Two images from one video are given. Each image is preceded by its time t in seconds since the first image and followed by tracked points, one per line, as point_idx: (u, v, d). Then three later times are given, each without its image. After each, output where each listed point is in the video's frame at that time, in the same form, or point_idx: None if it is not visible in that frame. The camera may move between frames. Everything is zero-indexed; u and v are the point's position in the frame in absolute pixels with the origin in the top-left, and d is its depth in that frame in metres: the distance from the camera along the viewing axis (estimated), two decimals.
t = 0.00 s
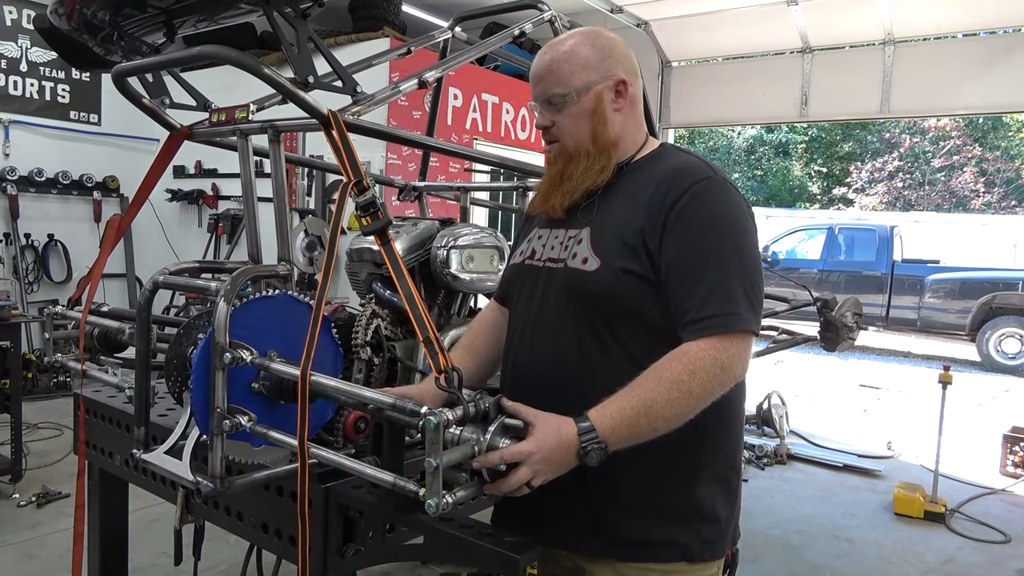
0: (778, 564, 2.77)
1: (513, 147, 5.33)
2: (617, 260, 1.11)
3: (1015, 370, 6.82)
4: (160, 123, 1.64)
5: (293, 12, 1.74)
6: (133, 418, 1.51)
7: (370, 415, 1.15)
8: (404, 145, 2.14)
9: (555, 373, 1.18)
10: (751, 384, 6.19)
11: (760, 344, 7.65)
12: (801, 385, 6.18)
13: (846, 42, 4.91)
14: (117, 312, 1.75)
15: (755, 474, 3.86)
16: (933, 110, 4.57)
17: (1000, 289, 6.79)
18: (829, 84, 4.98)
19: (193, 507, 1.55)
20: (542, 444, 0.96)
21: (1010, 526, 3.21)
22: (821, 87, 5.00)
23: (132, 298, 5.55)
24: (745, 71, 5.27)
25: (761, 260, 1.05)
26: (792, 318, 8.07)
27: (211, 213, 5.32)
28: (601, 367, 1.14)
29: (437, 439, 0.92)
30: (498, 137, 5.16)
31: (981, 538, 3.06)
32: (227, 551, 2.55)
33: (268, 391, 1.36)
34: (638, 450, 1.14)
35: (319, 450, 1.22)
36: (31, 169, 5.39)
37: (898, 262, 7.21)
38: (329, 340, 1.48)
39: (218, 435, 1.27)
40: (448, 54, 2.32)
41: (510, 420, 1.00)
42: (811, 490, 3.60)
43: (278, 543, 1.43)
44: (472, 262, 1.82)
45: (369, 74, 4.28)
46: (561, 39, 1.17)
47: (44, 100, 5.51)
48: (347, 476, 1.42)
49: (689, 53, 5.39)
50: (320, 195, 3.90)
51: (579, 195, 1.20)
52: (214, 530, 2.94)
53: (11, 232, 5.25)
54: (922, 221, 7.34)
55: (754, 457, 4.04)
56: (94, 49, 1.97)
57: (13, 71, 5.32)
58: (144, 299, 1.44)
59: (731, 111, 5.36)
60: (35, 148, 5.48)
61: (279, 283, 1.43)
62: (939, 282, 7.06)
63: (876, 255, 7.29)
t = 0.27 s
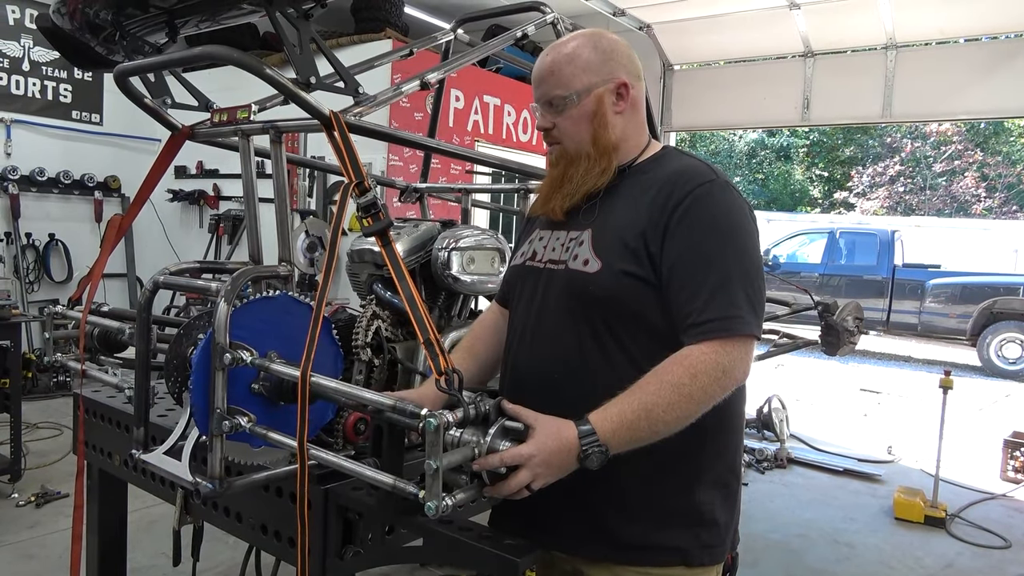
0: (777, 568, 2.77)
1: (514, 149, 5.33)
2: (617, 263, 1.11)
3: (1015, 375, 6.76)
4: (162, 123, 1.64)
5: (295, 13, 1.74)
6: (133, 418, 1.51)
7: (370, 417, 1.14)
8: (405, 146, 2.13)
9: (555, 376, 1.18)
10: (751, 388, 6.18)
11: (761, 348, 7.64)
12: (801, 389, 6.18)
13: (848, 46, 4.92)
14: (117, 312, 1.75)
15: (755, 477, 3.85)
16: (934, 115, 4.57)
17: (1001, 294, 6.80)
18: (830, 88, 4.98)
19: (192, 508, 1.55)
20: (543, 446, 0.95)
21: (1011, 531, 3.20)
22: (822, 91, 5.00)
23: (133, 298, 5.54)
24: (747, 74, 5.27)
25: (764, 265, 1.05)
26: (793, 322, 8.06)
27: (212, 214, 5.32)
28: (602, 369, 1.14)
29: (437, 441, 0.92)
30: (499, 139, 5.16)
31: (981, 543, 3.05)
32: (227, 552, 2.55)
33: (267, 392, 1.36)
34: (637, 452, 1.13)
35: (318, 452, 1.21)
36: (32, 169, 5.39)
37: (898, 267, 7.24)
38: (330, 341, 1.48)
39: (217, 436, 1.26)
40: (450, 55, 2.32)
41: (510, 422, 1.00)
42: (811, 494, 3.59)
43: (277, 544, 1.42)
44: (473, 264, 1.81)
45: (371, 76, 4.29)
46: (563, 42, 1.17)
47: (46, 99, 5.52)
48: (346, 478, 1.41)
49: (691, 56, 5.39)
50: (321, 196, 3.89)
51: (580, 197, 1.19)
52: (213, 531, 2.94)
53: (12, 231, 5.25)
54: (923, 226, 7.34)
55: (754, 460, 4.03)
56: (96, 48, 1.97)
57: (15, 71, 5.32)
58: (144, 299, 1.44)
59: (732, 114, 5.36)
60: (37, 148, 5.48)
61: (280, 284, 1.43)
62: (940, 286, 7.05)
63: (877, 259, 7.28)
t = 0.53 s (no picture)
0: (777, 571, 2.76)
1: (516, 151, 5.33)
2: (619, 265, 1.11)
3: (1016, 379, 6.78)
4: (164, 124, 1.64)
5: (298, 14, 1.74)
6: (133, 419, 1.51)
7: (370, 419, 1.15)
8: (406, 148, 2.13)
9: (555, 378, 1.18)
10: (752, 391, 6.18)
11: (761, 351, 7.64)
12: (801, 392, 6.17)
13: (849, 49, 4.93)
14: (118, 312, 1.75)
15: (755, 481, 3.85)
16: (935, 119, 4.58)
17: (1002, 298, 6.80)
18: (832, 91, 4.98)
19: (191, 508, 1.55)
20: (543, 449, 0.95)
21: (1011, 536, 3.20)
22: (824, 95, 5.01)
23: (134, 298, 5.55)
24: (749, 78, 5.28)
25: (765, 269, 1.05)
26: (794, 325, 8.06)
27: (213, 214, 5.32)
28: (602, 372, 1.14)
29: (437, 443, 0.93)
30: (501, 140, 5.16)
31: (982, 548, 3.05)
32: (226, 553, 2.55)
33: (268, 393, 1.36)
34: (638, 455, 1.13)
35: (318, 454, 1.21)
36: (34, 169, 5.40)
37: (899, 270, 7.22)
38: (330, 342, 1.48)
39: (217, 437, 1.26)
40: (452, 57, 2.32)
41: (510, 424, 1.00)
42: (811, 497, 3.59)
43: (277, 546, 1.42)
44: (474, 266, 1.81)
45: (373, 78, 4.29)
46: (566, 44, 1.17)
47: (48, 99, 5.53)
48: (346, 479, 1.41)
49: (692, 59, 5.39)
50: (323, 197, 3.90)
51: (584, 199, 1.19)
52: (212, 531, 2.94)
53: (13, 231, 5.26)
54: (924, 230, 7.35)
55: (754, 463, 4.02)
56: (99, 48, 1.97)
57: (17, 71, 5.33)
58: (146, 299, 1.44)
59: (734, 117, 5.35)
60: (39, 148, 5.49)
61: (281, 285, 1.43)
62: (940, 290, 7.06)
63: (878, 262, 7.28)
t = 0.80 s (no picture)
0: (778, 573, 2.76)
1: (517, 152, 5.33)
2: (624, 265, 1.11)
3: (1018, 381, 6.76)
4: (166, 124, 1.65)
5: (300, 15, 1.75)
6: (134, 419, 1.51)
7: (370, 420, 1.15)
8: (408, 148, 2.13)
9: (561, 379, 1.18)
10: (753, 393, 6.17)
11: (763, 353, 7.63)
12: (802, 394, 6.16)
13: (851, 50, 4.90)
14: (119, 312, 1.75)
15: (756, 482, 3.84)
16: (936, 120, 4.58)
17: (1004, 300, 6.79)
18: (833, 93, 4.98)
19: (192, 509, 1.55)
20: (543, 450, 0.96)
21: (1012, 538, 3.19)
22: (825, 96, 5.01)
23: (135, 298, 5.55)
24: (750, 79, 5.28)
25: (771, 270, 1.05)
26: (795, 327, 8.05)
27: (214, 215, 5.32)
28: (607, 373, 1.14)
29: (438, 444, 0.93)
30: (502, 141, 5.16)
31: (984, 550, 3.04)
32: (227, 553, 2.55)
33: (268, 393, 1.36)
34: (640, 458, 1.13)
35: (318, 454, 1.22)
36: (36, 169, 5.41)
37: (901, 272, 7.21)
38: (331, 343, 1.48)
39: (218, 437, 1.26)
40: (454, 58, 2.32)
41: (511, 425, 1.01)
42: (812, 499, 3.58)
43: (278, 546, 1.42)
44: (475, 266, 1.80)
45: (374, 78, 4.29)
46: (574, 45, 1.18)
47: (50, 99, 5.54)
48: (347, 480, 1.41)
49: (694, 60, 5.39)
50: (324, 198, 3.89)
51: (593, 198, 1.19)
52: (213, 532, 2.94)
53: (15, 231, 5.26)
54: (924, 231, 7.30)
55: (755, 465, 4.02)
56: (101, 48, 1.97)
57: (19, 71, 5.35)
58: (147, 299, 1.44)
59: (735, 118, 5.35)
60: (40, 148, 5.50)
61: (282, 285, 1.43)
62: (942, 292, 7.05)
63: (879, 264, 7.27)
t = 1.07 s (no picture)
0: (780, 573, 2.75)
1: (518, 153, 5.33)
2: (646, 263, 1.11)
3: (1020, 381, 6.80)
4: (167, 125, 1.65)
5: (300, 16, 1.75)
6: (135, 420, 1.51)
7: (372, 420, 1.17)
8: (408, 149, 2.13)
9: (587, 375, 1.19)
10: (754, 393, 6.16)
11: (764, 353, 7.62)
12: (804, 393, 6.16)
13: (852, 50, 4.89)
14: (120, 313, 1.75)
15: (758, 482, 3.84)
16: (938, 120, 4.59)
17: (1005, 299, 6.78)
18: (833, 92, 4.98)
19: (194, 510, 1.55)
20: (546, 448, 0.97)
21: (1014, 538, 3.18)
22: (826, 95, 5.01)
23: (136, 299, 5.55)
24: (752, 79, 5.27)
25: (796, 279, 1.02)
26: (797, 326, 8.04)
27: (216, 215, 5.32)
28: (628, 372, 1.14)
29: (440, 445, 0.96)
30: (503, 142, 5.15)
31: (986, 550, 3.04)
32: (228, 554, 2.55)
33: (270, 394, 1.36)
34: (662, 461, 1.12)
35: (319, 454, 1.22)
36: (37, 170, 5.41)
37: (903, 272, 7.19)
38: (332, 343, 1.49)
39: (220, 438, 1.26)
40: (455, 58, 2.32)
41: (513, 425, 1.04)
42: (814, 499, 3.58)
43: (279, 547, 1.42)
44: (476, 267, 1.75)
45: (374, 79, 4.30)
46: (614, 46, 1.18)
47: (51, 101, 5.55)
48: (348, 480, 1.41)
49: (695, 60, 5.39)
50: (325, 198, 3.89)
51: (623, 194, 1.20)
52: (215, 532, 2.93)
53: (17, 232, 5.27)
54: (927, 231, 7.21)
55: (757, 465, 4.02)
56: (102, 50, 1.98)
57: (21, 73, 5.36)
58: (148, 300, 1.44)
59: (736, 118, 5.35)
60: (42, 149, 5.51)
61: (283, 286, 1.43)
62: (943, 291, 7.04)
63: (881, 264, 7.26)
